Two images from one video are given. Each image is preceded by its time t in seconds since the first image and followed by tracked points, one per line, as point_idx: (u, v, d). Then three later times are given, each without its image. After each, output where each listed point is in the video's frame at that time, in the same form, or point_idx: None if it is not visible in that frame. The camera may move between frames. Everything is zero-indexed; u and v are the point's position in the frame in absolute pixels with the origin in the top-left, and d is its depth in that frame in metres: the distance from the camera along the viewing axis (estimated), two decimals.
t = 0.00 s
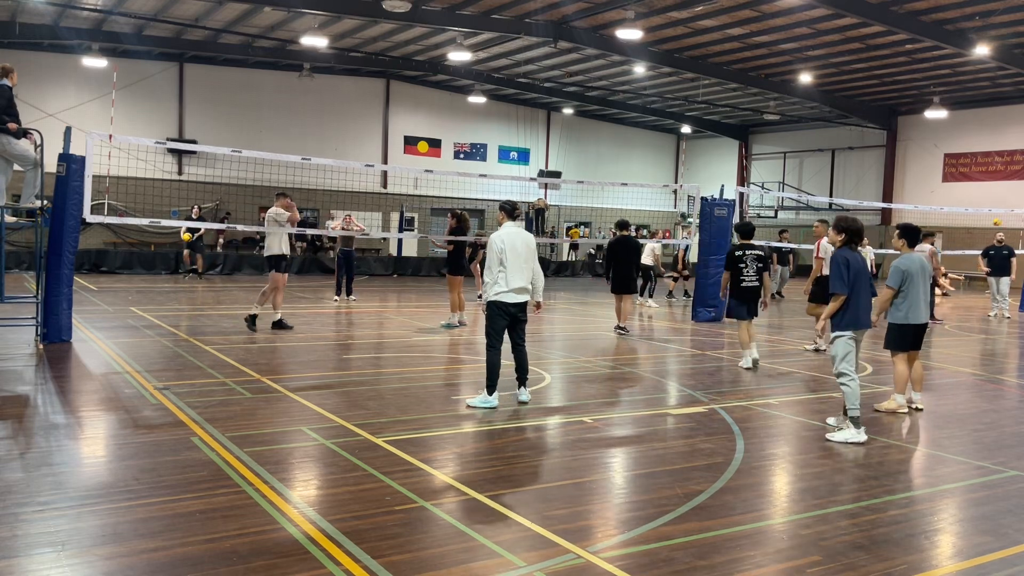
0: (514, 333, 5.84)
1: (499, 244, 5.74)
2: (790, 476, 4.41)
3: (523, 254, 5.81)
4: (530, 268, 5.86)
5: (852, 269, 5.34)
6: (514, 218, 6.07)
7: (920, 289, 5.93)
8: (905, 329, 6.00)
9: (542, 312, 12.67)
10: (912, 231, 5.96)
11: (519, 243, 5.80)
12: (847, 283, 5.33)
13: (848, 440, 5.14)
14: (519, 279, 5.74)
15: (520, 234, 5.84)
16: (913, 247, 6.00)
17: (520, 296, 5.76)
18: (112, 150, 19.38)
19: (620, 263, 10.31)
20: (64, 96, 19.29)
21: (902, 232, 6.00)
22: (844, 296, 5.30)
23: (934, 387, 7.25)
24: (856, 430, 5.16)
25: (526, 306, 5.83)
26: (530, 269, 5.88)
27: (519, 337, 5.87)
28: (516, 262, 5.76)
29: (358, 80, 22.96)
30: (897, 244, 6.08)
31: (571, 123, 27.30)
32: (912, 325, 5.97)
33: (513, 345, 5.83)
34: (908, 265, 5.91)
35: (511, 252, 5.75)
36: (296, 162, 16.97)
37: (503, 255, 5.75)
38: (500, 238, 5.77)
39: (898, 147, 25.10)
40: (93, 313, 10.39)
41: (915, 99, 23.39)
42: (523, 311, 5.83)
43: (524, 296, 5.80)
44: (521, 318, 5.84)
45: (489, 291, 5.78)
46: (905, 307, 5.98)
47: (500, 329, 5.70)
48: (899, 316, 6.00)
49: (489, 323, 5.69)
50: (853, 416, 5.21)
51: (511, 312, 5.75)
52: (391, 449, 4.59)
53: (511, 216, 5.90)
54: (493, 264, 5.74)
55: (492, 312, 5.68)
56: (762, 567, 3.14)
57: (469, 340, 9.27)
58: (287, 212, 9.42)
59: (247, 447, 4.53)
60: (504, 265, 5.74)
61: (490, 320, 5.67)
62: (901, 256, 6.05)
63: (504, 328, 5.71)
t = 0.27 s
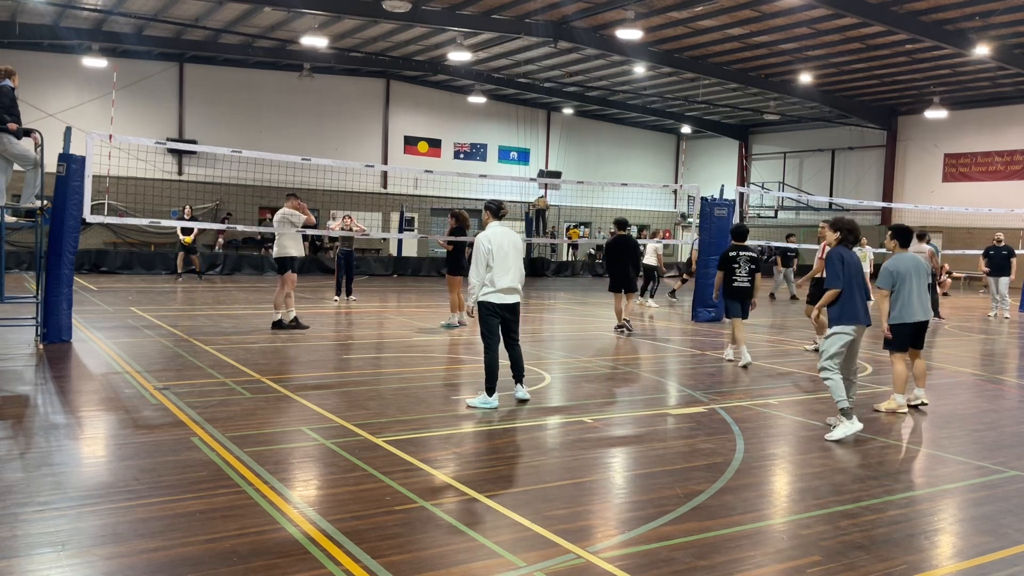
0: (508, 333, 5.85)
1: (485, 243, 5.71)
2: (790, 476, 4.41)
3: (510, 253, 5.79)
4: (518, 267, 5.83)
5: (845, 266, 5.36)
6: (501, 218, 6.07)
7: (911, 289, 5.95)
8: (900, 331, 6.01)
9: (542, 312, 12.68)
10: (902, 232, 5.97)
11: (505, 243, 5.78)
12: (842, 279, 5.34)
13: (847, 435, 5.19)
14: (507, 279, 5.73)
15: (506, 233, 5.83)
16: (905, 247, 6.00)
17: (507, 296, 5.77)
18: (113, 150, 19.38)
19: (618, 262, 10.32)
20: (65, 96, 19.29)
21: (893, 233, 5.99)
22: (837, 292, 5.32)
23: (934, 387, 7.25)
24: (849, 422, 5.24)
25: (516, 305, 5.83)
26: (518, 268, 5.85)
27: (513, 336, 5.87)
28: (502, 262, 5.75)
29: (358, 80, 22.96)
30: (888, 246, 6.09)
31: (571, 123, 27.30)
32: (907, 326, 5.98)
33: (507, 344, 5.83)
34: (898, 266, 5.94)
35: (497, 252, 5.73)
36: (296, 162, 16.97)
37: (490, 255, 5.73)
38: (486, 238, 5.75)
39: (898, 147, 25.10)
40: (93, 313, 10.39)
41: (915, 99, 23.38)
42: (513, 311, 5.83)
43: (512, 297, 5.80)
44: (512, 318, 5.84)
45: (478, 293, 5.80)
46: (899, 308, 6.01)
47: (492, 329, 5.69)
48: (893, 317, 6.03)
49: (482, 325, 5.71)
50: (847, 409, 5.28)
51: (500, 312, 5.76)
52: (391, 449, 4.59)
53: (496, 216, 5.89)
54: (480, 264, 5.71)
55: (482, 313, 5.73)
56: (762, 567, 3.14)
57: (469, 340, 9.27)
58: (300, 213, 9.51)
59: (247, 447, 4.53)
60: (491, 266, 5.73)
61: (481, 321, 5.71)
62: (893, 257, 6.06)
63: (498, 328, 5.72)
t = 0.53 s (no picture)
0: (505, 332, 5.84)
1: (479, 243, 5.74)
2: (790, 476, 4.41)
3: (504, 252, 5.80)
4: (512, 266, 5.83)
5: (836, 264, 5.36)
6: (496, 218, 6.08)
7: (913, 289, 5.94)
8: (901, 331, 6.00)
9: (542, 312, 12.68)
10: (902, 231, 5.97)
11: (499, 242, 5.80)
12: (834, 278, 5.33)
13: (818, 435, 5.20)
14: (502, 279, 5.72)
15: (500, 233, 5.85)
16: (905, 247, 6.00)
17: (503, 295, 5.74)
18: (112, 150, 19.38)
19: (618, 262, 10.33)
20: (65, 96, 19.29)
21: (893, 233, 6.00)
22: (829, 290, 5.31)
23: (934, 387, 7.25)
24: (824, 424, 5.24)
25: (513, 305, 5.82)
26: (513, 267, 5.85)
27: (509, 336, 5.87)
28: (497, 260, 5.76)
29: (358, 80, 22.96)
30: (887, 246, 6.09)
31: (571, 124, 27.31)
32: (908, 326, 5.98)
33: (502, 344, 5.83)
34: (900, 266, 5.93)
35: (491, 251, 5.74)
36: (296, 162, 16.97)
37: (484, 254, 5.74)
38: (480, 238, 5.77)
39: (898, 147, 25.11)
40: (93, 313, 10.39)
41: (915, 99, 23.38)
42: (511, 310, 5.82)
43: (509, 296, 5.79)
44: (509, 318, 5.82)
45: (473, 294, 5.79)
46: (900, 308, 6.00)
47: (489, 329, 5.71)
48: (894, 318, 6.02)
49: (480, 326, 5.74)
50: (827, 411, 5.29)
51: (497, 312, 5.74)
52: (391, 449, 4.59)
53: (491, 215, 5.92)
54: (474, 262, 5.72)
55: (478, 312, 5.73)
56: (762, 567, 3.14)
57: (469, 340, 9.27)
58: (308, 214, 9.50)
59: (247, 447, 4.53)
60: (485, 265, 5.73)
61: (477, 321, 5.72)
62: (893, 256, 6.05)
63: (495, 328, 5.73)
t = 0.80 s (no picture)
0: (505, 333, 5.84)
1: (477, 243, 5.75)
2: (789, 476, 4.41)
3: (502, 253, 5.80)
4: (510, 266, 5.83)
5: (815, 271, 5.35)
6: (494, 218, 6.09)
7: (918, 290, 5.94)
8: (904, 331, 6.01)
9: (542, 312, 12.69)
10: (908, 231, 5.97)
11: (497, 242, 5.80)
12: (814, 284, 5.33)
13: (807, 436, 5.20)
14: (501, 279, 5.72)
15: (499, 233, 5.86)
16: (910, 247, 6.01)
17: (501, 296, 5.73)
18: (113, 150, 19.38)
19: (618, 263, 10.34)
20: (65, 96, 19.29)
21: (897, 233, 6.02)
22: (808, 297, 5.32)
23: (934, 387, 7.26)
24: (814, 427, 5.21)
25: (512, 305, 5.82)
26: (512, 267, 5.85)
27: (507, 337, 5.86)
28: (494, 260, 5.76)
29: (358, 80, 22.97)
30: (893, 245, 6.08)
31: (572, 124, 27.31)
32: (911, 326, 5.98)
33: (499, 345, 5.82)
34: (907, 266, 5.90)
35: (489, 252, 5.75)
36: (297, 162, 16.98)
37: (483, 254, 5.75)
38: (478, 238, 5.78)
39: (898, 147, 25.11)
40: (93, 313, 10.39)
41: (915, 99, 23.38)
42: (509, 311, 5.81)
43: (507, 296, 5.79)
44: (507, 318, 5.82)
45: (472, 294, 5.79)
46: (901, 308, 6.00)
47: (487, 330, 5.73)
48: (897, 318, 6.01)
49: (478, 326, 5.76)
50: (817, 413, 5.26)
51: (496, 312, 5.74)
52: (391, 449, 4.59)
53: (491, 215, 5.93)
54: (472, 262, 5.73)
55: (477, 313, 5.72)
56: (762, 567, 3.14)
57: (469, 340, 9.28)
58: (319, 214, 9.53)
59: (247, 447, 4.53)
60: (483, 265, 5.72)
61: (475, 321, 5.73)
62: (898, 256, 6.04)
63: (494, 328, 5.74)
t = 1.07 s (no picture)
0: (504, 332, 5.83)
1: (475, 243, 5.74)
2: (790, 476, 4.41)
3: (500, 253, 5.79)
4: (509, 266, 5.82)
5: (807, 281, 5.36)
6: (494, 218, 6.09)
7: (919, 291, 5.96)
8: (905, 330, 6.00)
9: (542, 312, 12.70)
10: (912, 231, 6.00)
11: (496, 242, 5.79)
12: (806, 294, 5.34)
13: (807, 436, 5.20)
14: (499, 279, 5.72)
15: (498, 232, 5.85)
16: (914, 247, 6.03)
17: (499, 296, 5.73)
18: (112, 150, 19.38)
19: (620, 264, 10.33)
20: (65, 96, 19.29)
21: (902, 233, 6.04)
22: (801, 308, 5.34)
23: (934, 387, 7.26)
24: (813, 427, 5.21)
25: (510, 305, 5.81)
26: (512, 267, 5.84)
27: (506, 337, 5.85)
28: (492, 260, 5.75)
29: (358, 80, 22.97)
30: (897, 245, 6.10)
31: (572, 124, 27.31)
32: (913, 326, 5.98)
33: (498, 345, 5.81)
34: (910, 266, 5.91)
35: (487, 252, 5.74)
36: (297, 163, 16.99)
37: (481, 255, 5.74)
38: (476, 238, 5.78)
39: (898, 147, 25.12)
40: (93, 313, 10.39)
41: (915, 99, 23.38)
42: (508, 311, 5.81)
43: (506, 296, 5.78)
44: (506, 318, 5.82)
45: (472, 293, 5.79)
46: (902, 309, 6.00)
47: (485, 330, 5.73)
48: (898, 317, 6.01)
49: (477, 326, 5.76)
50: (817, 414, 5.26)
51: (494, 312, 5.74)
52: (391, 449, 4.59)
53: (490, 215, 5.93)
54: (471, 263, 5.74)
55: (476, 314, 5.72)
56: (762, 567, 3.14)
57: (469, 340, 9.28)
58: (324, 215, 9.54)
59: (247, 447, 4.53)
60: (482, 266, 5.73)
61: (474, 321, 5.74)
62: (902, 256, 6.06)
63: (492, 328, 5.73)
